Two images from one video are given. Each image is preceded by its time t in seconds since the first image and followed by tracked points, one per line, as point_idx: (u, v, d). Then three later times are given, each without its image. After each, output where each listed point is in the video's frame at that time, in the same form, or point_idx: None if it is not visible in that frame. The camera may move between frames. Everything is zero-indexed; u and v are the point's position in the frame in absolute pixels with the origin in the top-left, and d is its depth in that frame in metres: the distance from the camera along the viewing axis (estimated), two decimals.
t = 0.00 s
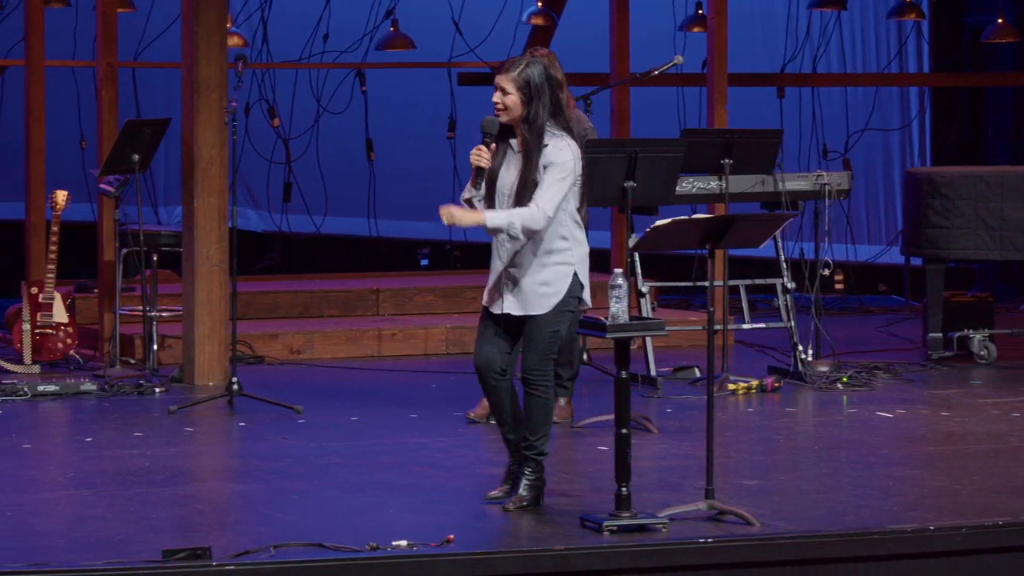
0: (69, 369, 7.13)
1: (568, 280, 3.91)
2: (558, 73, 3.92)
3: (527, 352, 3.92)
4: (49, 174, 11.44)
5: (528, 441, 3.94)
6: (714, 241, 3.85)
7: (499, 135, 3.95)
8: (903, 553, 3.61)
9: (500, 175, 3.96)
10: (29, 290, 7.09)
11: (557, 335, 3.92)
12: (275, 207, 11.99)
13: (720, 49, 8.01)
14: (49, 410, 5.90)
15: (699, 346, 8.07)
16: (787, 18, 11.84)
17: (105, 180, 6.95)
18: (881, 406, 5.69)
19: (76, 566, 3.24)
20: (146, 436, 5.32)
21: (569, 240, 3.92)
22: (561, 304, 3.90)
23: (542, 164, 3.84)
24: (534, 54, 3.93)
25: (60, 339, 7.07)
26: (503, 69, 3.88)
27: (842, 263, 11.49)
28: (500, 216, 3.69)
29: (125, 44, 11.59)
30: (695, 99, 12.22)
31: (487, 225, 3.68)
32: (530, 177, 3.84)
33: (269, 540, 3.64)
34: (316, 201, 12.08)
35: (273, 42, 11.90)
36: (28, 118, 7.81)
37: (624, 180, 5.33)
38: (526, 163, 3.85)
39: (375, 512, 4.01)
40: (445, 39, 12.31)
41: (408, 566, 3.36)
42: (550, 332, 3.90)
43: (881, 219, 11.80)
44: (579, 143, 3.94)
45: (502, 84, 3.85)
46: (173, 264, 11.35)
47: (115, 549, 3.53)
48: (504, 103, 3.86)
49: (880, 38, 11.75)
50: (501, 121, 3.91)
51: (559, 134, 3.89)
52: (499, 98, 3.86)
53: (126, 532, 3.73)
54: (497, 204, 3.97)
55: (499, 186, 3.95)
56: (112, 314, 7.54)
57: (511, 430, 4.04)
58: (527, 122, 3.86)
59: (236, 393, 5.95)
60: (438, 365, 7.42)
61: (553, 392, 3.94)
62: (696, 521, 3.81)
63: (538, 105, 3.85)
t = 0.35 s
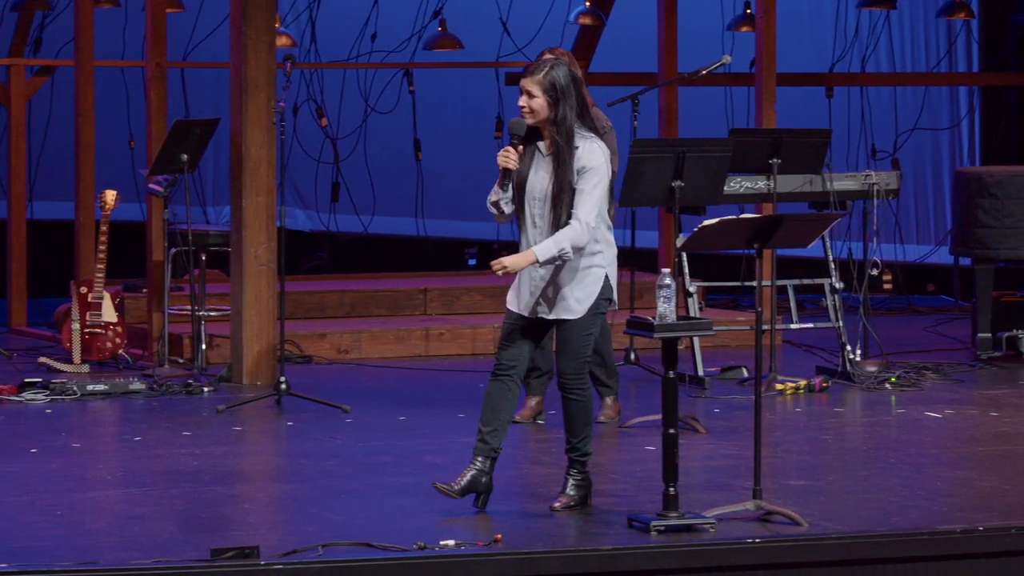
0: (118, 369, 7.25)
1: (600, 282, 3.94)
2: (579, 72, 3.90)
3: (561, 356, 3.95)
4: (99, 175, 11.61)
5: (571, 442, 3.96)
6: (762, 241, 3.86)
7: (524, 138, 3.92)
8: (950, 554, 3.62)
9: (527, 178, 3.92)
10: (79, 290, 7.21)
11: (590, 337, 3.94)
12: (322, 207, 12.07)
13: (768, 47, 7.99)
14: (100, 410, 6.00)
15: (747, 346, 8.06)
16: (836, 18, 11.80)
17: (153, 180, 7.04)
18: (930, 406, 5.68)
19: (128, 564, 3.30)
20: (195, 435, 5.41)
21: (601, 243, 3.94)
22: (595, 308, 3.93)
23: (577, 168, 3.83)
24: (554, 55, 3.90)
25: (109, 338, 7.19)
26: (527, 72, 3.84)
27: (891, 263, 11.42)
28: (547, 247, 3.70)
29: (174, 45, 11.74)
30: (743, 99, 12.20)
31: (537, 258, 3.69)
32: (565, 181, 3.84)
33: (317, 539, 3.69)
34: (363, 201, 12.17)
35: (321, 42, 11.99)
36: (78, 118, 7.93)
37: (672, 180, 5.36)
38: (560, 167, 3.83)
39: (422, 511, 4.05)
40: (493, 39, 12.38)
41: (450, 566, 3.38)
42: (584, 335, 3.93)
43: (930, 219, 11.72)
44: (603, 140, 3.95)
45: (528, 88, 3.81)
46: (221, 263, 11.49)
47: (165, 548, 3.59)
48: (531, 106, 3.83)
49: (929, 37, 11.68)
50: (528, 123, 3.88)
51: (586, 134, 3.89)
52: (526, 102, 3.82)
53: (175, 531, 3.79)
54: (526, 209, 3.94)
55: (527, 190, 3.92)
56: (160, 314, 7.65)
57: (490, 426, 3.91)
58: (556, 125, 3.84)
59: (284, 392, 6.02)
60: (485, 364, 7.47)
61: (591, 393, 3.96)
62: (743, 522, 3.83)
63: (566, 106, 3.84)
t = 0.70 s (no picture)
0: (146, 368, 7.32)
1: (597, 285, 3.88)
2: (573, 73, 3.84)
3: (570, 360, 3.93)
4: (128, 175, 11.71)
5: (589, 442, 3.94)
6: (790, 241, 3.87)
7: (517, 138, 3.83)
8: (978, 555, 3.62)
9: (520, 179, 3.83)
10: (107, 289, 7.29)
11: (597, 336, 3.91)
12: (350, 207, 12.14)
13: (797, 47, 7.98)
14: (128, 409, 6.06)
15: (775, 346, 8.06)
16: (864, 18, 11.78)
17: (182, 180, 7.10)
18: (958, 407, 5.67)
19: (155, 563, 3.34)
20: (223, 435, 5.46)
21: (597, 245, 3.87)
22: (595, 307, 3.88)
23: (572, 168, 3.75)
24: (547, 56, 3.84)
25: (137, 338, 7.27)
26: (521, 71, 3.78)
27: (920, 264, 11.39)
28: (546, 250, 3.62)
29: (202, 45, 11.83)
30: (771, 98, 12.18)
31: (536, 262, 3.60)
32: (560, 182, 3.76)
33: (345, 539, 3.72)
34: (391, 201, 12.24)
35: (349, 41, 12.05)
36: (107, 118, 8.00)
37: (700, 181, 5.36)
38: (555, 166, 3.75)
39: (449, 511, 4.08)
40: (521, 39, 12.41)
41: (476, 566, 3.40)
42: (591, 334, 3.89)
43: (958, 219, 11.68)
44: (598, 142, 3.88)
45: (522, 86, 3.75)
46: (249, 262, 11.58)
47: (193, 547, 3.63)
48: (525, 106, 3.77)
49: (958, 36, 11.64)
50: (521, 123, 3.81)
51: (581, 134, 3.82)
52: (520, 101, 3.76)
53: (201, 531, 3.84)
54: (519, 210, 3.84)
55: (520, 191, 3.83)
56: (188, 314, 7.72)
57: (499, 435, 3.89)
58: (550, 124, 3.77)
59: (311, 392, 6.07)
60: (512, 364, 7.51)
61: (604, 391, 3.94)
62: (770, 522, 3.84)
63: (560, 105, 3.77)
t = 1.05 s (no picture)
0: (168, 368, 7.37)
1: (568, 284, 3.83)
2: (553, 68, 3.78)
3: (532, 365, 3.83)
4: (151, 175, 11.79)
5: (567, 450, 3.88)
6: (812, 241, 3.87)
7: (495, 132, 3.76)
8: (1000, 555, 3.63)
9: (496, 175, 3.76)
10: (128, 289, 7.35)
11: (557, 338, 3.81)
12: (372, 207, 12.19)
13: (818, 46, 7.97)
14: (150, 409, 6.11)
15: (796, 347, 8.06)
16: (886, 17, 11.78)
17: (203, 180, 7.15)
18: (980, 407, 5.66)
19: (176, 563, 3.37)
20: (245, 435, 5.50)
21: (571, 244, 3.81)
22: (563, 304, 3.82)
23: (549, 164, 3.69)
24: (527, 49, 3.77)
25: (158, 338, 7.33)
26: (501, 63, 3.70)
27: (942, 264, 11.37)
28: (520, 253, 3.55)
29: (224, 46, 11.90)
30: (793, 98, 12.16)
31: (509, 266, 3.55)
32: (536, 179, 3.69)
33: (365, 539, 3.74)
34: (413, 202, 12.30)
35: (371, 41, 12.11)
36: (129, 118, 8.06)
37: (722, 180, 5.37)
38: (531, 162, 3.68)
39: (470, 512, 4.10)
40: (543, 39, 12.45)
41: (497, 567, 3.42)
42: (554, 337, 3.81)
43: (981, 220, 11.66)
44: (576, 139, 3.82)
45: (502, 80, 3.68)
46: (271, 262, 11.66)
47: (215, 547, 3.66)
48: (504, 100, 3.70)
49: (981, 35, 11.62)
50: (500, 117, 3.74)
51: (559, 131, 3.75)
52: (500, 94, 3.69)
53: (222, 531, 3.88)
54: (493, 206, 3.78)
55: (495, 187, 3.76)
56: (210, 314, 7.77)
57: (507, 437, 3.94)
58: (529, 120, 3.70)
59: (333, 392, 6.11)
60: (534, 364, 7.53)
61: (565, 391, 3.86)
62: (792, 522, 3.85)
63: (539, 101, 3.71)
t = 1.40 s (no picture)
0: (191, 368, 7.42)
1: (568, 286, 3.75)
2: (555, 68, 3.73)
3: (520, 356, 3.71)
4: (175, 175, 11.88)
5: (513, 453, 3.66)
6: (835, 242, 3.87)
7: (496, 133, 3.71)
8: None
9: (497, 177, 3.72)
10: (152, 289, 7.41)
11: (545, 337, 3.69)
12: (395, 207, 12.25)
13: (841, 45, 7.97)
14: (174, 409, 6.15)
15: (819, 347, 8.06)
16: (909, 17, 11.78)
17: (227, 180, 7.21)
18: (1004, 408, 5.66)
19: (199, 564, 3.40)
20: (268, 435, 5.54)
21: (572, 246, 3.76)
22: (560, 305, 3.71)
23: (551, 165, 3.65)
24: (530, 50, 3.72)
25: (181, 338, 7.38)
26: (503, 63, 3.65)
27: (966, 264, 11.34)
28: (525, 249, 3.50)
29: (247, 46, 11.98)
30: (816, 97, 12.15)
31: (513, 261, 3.49)
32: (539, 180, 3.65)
33: (388, 540, 3.77)
34: (436, 202, 12.36)
35: (394, 42, 12.18)
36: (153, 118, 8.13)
37: (745, 181, 5.39)
38: (533, 163, 3.64)
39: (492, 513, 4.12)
40: (566, 40, 12.50)
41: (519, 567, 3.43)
42: (546, 334, 3.69)
43: (1004, 219, 11.64)
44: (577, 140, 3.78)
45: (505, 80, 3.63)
46: (294, 261, 11.74)
47: (239, 547, 3.69)
48: (506, 100, 3.65)
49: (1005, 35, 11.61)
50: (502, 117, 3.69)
51: (560, 132, 3.71)
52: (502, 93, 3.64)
53: (246, 530, 3.91)
54: (494, 208, 3.73)
55: (496, 189, 3.71)
56: (233, 314, 7.83)
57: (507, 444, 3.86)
58: (531, 120, 3.66)
59: (356, 392, 6.14)
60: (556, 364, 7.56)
61: (548, 397, 3.71)
62: (815, 522, 3.86)
63: (542, 101, 3.66)
